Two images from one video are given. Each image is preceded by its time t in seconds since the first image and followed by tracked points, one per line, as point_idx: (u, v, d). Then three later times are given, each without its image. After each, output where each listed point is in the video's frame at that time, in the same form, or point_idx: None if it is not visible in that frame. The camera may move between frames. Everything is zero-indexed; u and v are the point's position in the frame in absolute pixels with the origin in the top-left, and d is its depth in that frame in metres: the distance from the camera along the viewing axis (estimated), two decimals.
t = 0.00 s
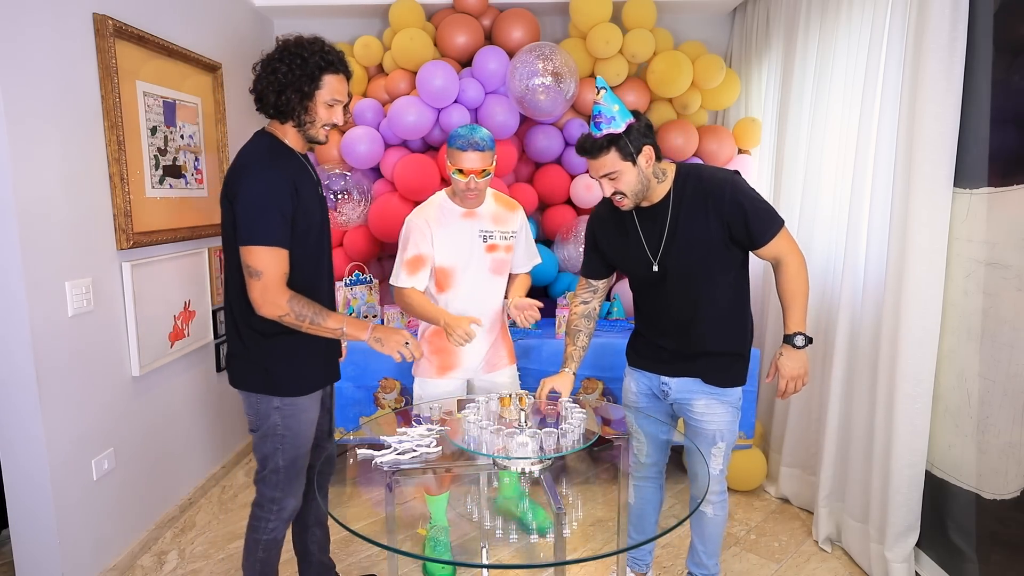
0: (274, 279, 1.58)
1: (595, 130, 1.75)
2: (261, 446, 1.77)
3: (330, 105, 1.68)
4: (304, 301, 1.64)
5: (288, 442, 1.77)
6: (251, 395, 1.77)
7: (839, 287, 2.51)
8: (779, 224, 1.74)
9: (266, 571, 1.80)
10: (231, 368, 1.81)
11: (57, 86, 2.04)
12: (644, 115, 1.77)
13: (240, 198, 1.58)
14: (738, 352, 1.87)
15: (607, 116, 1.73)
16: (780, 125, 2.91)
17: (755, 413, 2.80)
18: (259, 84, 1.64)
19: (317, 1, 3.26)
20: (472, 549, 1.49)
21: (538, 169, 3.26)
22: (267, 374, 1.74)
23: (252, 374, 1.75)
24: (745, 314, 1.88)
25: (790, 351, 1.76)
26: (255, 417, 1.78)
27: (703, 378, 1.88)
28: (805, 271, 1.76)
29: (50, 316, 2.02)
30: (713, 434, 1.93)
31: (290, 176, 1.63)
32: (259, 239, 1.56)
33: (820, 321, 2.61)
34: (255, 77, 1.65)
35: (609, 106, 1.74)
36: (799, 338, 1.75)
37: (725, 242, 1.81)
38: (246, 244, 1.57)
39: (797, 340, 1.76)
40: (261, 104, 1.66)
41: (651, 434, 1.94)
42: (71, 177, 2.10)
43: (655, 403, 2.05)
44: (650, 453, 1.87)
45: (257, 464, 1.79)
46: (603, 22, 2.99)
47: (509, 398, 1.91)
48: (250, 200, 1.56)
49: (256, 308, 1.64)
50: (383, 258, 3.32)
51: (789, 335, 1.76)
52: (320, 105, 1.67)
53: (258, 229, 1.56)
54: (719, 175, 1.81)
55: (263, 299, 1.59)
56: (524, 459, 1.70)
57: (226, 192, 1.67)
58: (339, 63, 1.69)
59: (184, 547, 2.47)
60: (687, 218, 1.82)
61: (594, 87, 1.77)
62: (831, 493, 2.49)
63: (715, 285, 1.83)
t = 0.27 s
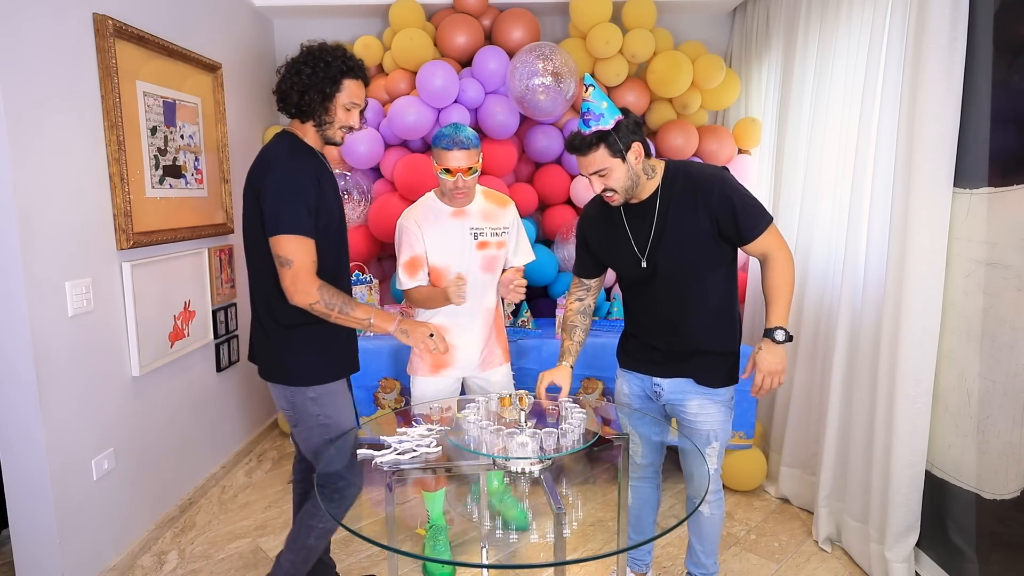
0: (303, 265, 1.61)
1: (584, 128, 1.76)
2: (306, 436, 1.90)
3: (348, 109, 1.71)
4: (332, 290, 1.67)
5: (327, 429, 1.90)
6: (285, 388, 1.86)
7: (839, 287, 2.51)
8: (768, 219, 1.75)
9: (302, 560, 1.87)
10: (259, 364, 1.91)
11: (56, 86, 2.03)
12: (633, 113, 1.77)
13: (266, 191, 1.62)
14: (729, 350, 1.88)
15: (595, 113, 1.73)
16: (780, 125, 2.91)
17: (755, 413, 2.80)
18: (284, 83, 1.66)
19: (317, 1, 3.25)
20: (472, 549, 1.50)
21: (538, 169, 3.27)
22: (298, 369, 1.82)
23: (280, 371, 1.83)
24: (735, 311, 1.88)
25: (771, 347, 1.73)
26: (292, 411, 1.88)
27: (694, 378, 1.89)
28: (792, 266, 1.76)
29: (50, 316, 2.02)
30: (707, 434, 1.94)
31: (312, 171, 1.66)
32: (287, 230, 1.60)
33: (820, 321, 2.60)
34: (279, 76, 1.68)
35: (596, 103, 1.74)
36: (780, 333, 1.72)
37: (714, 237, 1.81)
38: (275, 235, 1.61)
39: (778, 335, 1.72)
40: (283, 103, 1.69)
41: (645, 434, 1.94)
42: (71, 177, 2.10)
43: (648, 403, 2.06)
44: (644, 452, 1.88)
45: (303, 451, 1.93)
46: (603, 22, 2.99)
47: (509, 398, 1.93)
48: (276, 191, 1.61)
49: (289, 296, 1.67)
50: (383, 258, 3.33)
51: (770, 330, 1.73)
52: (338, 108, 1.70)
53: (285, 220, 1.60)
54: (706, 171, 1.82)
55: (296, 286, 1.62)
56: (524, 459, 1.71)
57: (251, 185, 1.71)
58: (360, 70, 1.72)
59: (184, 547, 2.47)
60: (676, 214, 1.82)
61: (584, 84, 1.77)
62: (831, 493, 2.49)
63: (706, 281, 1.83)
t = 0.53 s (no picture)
0: (339, 262, 1.65)
1: (580, 127, 1.77)
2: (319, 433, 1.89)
3: (368, 113, 1.72)
4: (370, 290, 1.72)
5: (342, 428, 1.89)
6: (301, 386, 1.85)
7: (839, 287, 2.51)
8: (765, 215, 1.76)
9: (341, 562, 1.92)
10: (273, 361, 1.90)
11: (56, 87, 2.03)
12: (629, 112, 1.79)
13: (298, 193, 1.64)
14: (728, 348, 1.88)
15: (592, 112, 1.75)
16: (780, 125, 2.90)
17: (755, 413, 2.79)
18: (307, 82, 1.67)
19: (316, 1, 3.25)
20: (471, 548, 1.49)
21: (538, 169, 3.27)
22: (316, 365, 1.82)
23: (298, 366, 1.83)
24: (732, 307, 1.89)
25: (768, 342, 1.72)
26: (307, 408, 1.87)
27: (695, 379, 1.89)
28: (787, 263, 1.77)
29: (50, 317, 2.02)
30: (709, 433, 1.94)
31: (338, 176, 1.68)
32: (325, 227, 1.63)
33: (820, 321, 2.60)
34: (303, 75, 1.69)
35: (593, 103, 1.76)
36: (777, 328, 1.72)
37: (711, 233, 1.82)
38: (308, 235, 1.64)
39: (775, 330, 1.72)
40: (305, 102, 1.70)
41: (645, 434, 1.95)
42: (71, 178, 2.10)
43: (649, 404, 2.06)
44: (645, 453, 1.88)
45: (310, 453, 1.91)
46: (603, 22, 2.99)
47: (509, 398, 1.92)
48: (310, 194, 1.63)
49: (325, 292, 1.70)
50: (383, 258, 3.34)
51: (767, 325, 1.73)
52: (358, 111, 1.71)
53: (321, 220, 1.63)
54: (701, 167, 1.83)
55: (336, 281, 1.66)
56: (524, 459, 1.72)
57: (279, 182, 1.71)
58: (382, 75, 1.74)
59: (184, 547, 2.47)
60: (673, 211, 1.82)
61: (580, 84, 1.79)
62: (831, 493, 2.49)
63: (705, 278, 1.84)
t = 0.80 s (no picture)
0: (375, 268, 1.70)
1: (579, 131, 1.78)
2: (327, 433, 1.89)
3: (389, 117, 1.75)
4: (404, 302, 1.79)
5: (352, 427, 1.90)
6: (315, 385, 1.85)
7: (839, 287, 2.50)
8: (764, 212, 1.77)
9: (338, 563, 1.92)
10: (281, 357, 1.87)
11: (56, 87, 2.03)
12: (627, 115, 1.79)
13: (327, 201, 1.65)
14: (731, 347, 1.88)
15: (590, 116, 1.76)
16: (780, 125, 2.90)
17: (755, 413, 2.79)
18: (331, 86, 1.69)
19: (316, 2, 3.25)
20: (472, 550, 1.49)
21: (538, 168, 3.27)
22: (331, 367, 1.82)
23: (313, 366, 1.82)
24: (734, 305, 1.89)
25: (782, 338, 1.78)
26: (317, 407, 1.87)
27: (701, 378, 1.89)
28: (791, 256, 1.80)
29: (50, 317, 2.02)
30: (712, 433, 1.94)
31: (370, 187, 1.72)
32: (359, 238, 1.67)
33: (820, 321, 2.60)
34: (328, 76, 1.70)
35: (591, 106, 1.77)
36: (790, 324, 1.77)
37: (713, 231, 1.82)
38: (337, 244, 1.66)
39: (788, 326, 1.77)
40: (327, 103, 1.72)
41: (648, 434, 1.95)
42: (71, 178, 2.10)
43: (653, 404, 2.06)
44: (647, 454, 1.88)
45: (313, 451, 1.91)
46: (603, 22, 2.99)
47: (509, 398, 1.93)
48: (343, 203, 1.65)
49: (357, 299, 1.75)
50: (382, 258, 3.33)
51: (780, 321, 1.78)
52: (380, 115, 1.73)
53: (354, 228, 1.66)
54: (700, 166, 1.84)
55: (371, 288, 1.71)
56: (524, 460, 1.71)
57: (302, 185, 1.69)
58: (405, 79, 1.76)
59: (184, 547, 2.47)
60: (674, 211, 1.82)
61: (577, 88, 1.80)
62: (831, 493, 2.49)
63: (706, 277, 1.84)
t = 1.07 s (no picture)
0: (384, 280, 1.69)
1: (578, 136, 1.78)
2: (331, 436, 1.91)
3: (408, 123, 1.77)
4: (411, 312, 1.80)
5: (355, 430, 1.93)
6: (324, 387, 1.87)
7: (839, 287, 2.50)
8: (765, 212, 1.78)
9: (338, 565, 1.92)
10: (288, 359, 1.87)
11: (56, 86, 2.03)
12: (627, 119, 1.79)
13: (344, 210, 1.65)
14: (736, 347, 1.88)
15: (590, 120, 1.76)
16: (780, 125, 2.90)
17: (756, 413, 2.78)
18: (351, 89, 1.70)
19: (316, 2, 3.25)
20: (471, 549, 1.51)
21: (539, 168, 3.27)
22: (342, 369, 1.85)
23: (323, 369, 1.84)
24: (737, 303, 1.90)
25: (786, 334, 1.79)
26: (323, 409, 1.89)
27: (708, 379, 1.89)
28: (792, 253, 1.81)
29: (51, 317, 2.02)
30: (716, 432, 1.94)
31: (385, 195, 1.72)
32: (372, 249, 1.67)
33: (820, 321, 2.60)
34: (350, 81, 1.71)
35: (591, 111, 1.77)
36: (794, 320, 1.77)
37: (715, 231, 1.82)
38: (349, 253, 1.66)
39: (791, 322, 1.78)
40: (345, 107, 1.72)
41: (651, 434, 1.95)
42: (71, 178, 2.10)
43: (656, 404, 2.06)
44: (649, 455, 1.88)
45: (313, 452, 1.93)
46: (603, 22, 2.99)
47: (508, 398, 1.93)
48: (358, 212, 1.65)
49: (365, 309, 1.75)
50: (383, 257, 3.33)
51: (783, 317, 1.79)
52: (400, 121, 1.76)
53: (367, 239, 1.66)
54: (702, 166, 1.84)
55: (379, 300, 1.71)
56: (525, 460, 1.72)
57: (318, 189, 1.68)
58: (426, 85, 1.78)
59: (184, 547, 2.47)
60: (676, 211, 1.82)
61: (577, 92, 1.80)
62: (831, 493, 2.49)
63: (709, 278, 1.84)
